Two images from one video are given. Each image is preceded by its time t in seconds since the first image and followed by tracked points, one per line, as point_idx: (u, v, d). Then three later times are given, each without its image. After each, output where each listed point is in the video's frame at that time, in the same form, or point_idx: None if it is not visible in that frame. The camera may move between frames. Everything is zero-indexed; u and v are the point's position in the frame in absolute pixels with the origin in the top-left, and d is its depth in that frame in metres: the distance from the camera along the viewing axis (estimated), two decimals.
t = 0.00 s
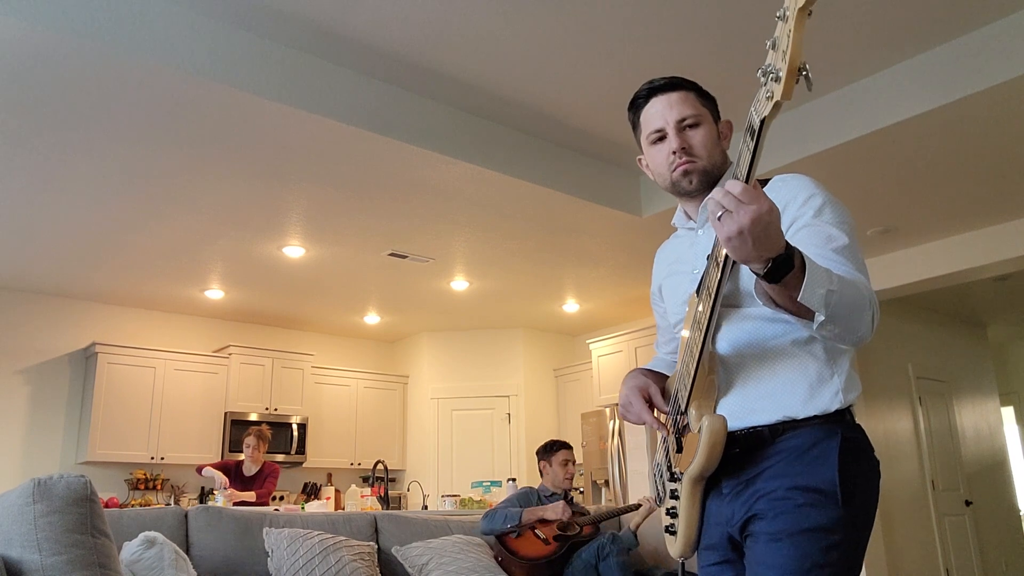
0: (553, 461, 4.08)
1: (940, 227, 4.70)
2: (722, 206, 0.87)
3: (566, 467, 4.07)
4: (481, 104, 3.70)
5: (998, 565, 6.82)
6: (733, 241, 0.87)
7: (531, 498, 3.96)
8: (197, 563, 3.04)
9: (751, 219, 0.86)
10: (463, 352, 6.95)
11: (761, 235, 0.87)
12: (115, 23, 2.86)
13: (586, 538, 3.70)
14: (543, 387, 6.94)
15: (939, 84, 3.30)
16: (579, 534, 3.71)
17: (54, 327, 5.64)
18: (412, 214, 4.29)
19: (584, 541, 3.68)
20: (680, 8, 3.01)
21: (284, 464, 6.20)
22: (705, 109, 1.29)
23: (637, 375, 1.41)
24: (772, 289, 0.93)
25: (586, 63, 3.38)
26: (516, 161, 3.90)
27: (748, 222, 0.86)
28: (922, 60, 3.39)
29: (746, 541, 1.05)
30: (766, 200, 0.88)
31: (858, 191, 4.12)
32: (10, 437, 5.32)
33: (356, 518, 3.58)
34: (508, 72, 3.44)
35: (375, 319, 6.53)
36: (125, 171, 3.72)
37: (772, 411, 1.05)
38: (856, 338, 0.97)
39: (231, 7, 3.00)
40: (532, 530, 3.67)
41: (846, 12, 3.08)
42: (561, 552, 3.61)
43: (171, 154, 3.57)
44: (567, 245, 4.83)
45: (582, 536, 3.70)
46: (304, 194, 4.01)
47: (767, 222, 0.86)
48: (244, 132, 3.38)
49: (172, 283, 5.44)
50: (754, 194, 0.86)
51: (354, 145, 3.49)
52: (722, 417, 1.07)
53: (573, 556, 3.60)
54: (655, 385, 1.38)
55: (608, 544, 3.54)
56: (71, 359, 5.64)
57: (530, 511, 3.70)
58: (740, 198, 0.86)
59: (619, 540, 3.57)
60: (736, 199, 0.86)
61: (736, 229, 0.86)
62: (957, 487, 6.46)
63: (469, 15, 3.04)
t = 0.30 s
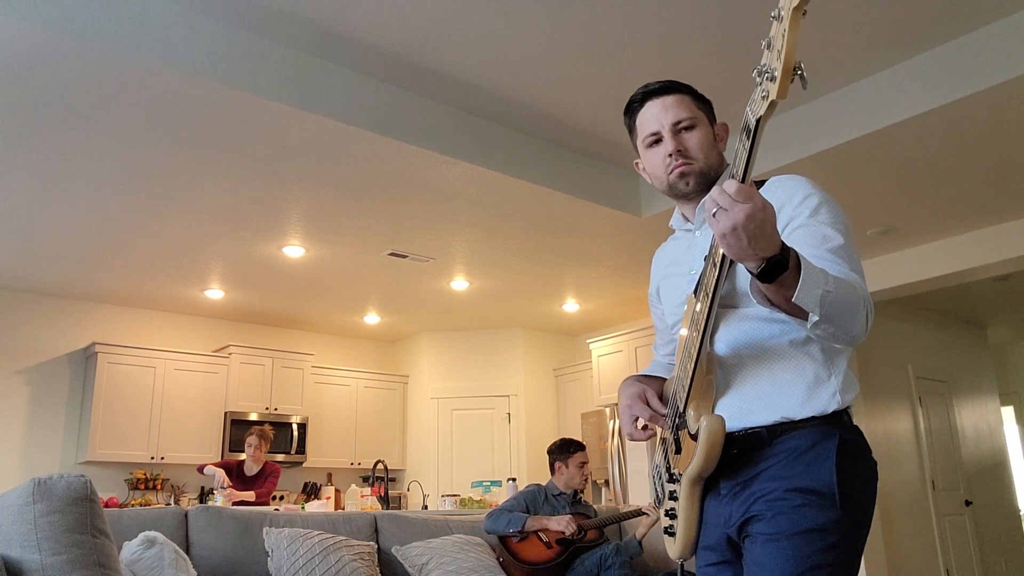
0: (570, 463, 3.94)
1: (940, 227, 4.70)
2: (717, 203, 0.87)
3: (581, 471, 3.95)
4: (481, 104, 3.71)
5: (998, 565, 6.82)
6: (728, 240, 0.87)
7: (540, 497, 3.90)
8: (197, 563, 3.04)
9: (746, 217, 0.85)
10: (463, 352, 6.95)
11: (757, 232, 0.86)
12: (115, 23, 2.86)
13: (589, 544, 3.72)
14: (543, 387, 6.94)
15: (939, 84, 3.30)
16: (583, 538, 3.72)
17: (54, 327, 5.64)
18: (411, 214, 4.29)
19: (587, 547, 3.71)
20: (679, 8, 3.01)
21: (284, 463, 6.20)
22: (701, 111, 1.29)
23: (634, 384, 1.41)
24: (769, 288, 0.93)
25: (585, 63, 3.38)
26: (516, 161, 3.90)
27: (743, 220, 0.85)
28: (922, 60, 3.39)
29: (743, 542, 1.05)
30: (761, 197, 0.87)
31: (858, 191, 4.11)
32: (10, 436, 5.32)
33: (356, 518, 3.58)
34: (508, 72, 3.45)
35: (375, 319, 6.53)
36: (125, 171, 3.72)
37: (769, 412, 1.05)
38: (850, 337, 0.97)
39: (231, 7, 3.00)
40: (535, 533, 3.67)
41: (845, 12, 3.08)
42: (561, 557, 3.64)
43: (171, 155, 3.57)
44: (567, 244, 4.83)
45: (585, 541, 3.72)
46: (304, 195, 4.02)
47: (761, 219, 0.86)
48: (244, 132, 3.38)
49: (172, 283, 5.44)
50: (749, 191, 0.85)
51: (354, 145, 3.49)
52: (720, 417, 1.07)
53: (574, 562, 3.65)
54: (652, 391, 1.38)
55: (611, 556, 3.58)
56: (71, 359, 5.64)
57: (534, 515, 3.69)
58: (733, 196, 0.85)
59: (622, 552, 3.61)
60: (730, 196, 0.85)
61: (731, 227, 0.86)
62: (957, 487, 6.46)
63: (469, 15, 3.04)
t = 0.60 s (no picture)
0: (575, 463, 3.91)
1: (940, 227, 4.70)
2: (728, 168, 0.86)
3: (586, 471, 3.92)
4: (481, 104, 3.70)
5: (998, 565, 6.82)
6: (737, 205, 0.87)
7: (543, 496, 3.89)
8: (197, 563, 3.04)
9: (757, 181, 0.85)
10: (463, 352, 6.95)
11: (768, 197, 0.86)
12: (115, 24, 2.86)
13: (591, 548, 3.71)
14: (543, 387, 6.94)
15: (939, 84, 3.30)
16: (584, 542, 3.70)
17: (54, 327, 5.64)
18: (411, 214, 4.29)
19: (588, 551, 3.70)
20: (678, 7, 3.01)
21: (284, 463, 6.20)
22: (698, 109, 1.29)
23: (631, 381, 1.41)
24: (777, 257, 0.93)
25: (585, 63, 3.38)
26: (516, 161, 3.90)
27: (753, 184, 0.85)
28: (923, 60, 3.38)
29: (742, 538, 1.05)
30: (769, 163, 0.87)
31: (858, 191, 4.11)
32: (10, 436, 5.32)
33: (356, 518, 3.58)
34: (507, 72, 3.45)
35: (375, 319, 6.53)
36: (125, 171, 3.72)
37: (766, 408, 1.05)
38: (854, 311, 0.98)
39: (231, 7, 3.00)
40: (536, 535, 3.66)
41: (845, 12, 3.08)
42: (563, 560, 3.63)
43: (171, 155, 3.57)
44: (567, 244, 4.83)
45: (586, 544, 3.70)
46: (304, 195, 4.02)
47: (772, 183, 0.86)
48: (244, 132, 3.38)
49: (172, 283, 5.44)
50: (759, 155, 0.86)
51: (354, 145, 3.49)
52: (718, 413, 1.07)
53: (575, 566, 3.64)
54: (649, 389, 1.37)
55: (611, 564, 3.57)
56: (71, 359, 5.64)
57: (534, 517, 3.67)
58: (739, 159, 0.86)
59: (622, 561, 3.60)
60: (740, 161, 0.85)
61: (740, 190, 0.86)
62: (956, 487, 6.46)
63: (468, 15, 3.04)
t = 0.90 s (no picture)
0: (575, 459, 3.92)
1: (940, 227, 4.70)
2: (721, 170, 0.86)
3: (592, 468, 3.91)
4: (481, 104, 3.70)
5: (998, 565, 6.82)
6: (728, 207, 0.87)
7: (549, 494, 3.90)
8: (197, 563, 3.04)
9: (749, 184, 0.85)
10: (464, 352, 6.95)
11: (757, 201, 0.86)
12: (115, 23, 2.86)
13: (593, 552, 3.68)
14: (543, 387, 6.94)
15: (939, 84, 3.30)
16: (588, 544, 3.69)
17: (54, 327, 5.64)
18: (411, 214, 4.29)
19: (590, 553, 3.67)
20: (678, 8, 3.01)
21: (284, 464, 6.20)
22: (695, 108, 1.29)
23: (631, 381, 1.41)
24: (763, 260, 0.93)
25: (584, 63, 3.38)
26: (516, 161, 3.90)
27: (744, 188, 0.85)
28: (923, 60, 3.38)
29: (744, 538, 1.05)
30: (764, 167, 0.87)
31: (858, 191, 4.11)
32: (10, 437, 5.31)
33: (356, 518, 3.58)
34: (507, 73, 3.45)
35: (375, 319, 6.53)
36: (125, 171, 3.72)
37: (766, 407, 1.05)
38: (840, 320, 0.97)
39: (231, 7, 3.00)
40: (541, 533, 3.67)
41: (846, 12, 3.08)
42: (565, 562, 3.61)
43: (171, 155, 3.57)
44: (566, 245, 4.83)
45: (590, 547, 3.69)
46: (304, 195, 4.02)
47: (763, 188, 0.85)
48: (244, 132, 3.38)
49: (172, 283, 5.44)
50: (752, 159, 0.85)
51: (354, 145, 3.49)
52: (719, 412, 1.07)
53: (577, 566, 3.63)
54: (649, 389, 1.37)
55: (612, 569, 3.57)
56: (71, 359, 5.64)
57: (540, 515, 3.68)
58: (736, 163, 0.85)
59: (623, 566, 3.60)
60: (734, 163, 0.85)
61: (733, 195, 0.85)
62: (956, 487, 6.46)
63: (468, 15, 3.04)
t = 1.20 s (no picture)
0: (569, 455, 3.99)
1: (940, 227, 4.70)
2: (714, 177, 0.86)
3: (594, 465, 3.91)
4: (481, 104, 3.70)
5: (998, 566, 6.82)
6: (722, 214, 0.87)
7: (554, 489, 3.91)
8: (197, 563, 3.04)
9: (742, 191, 0.85)
10: (464, 352, 6.95)
11: (751, 207, 0.86)
12: (115, 23, 2.86)
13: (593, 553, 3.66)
14: (543, 387, 6.94)
15: (939, 85, 3.30)
16: (588, 544, 3.67)
17: (54, 326, 5.64)
18: (411, 214, 4.29)
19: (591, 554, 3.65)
20: (678, 8, 3.01)
21: (284, 464, 6.20)
22: (690, 111, 1.29)
23: (631, 385, 1.40)
24: (757, 265, 0.93)
25: (584, 64, 3.38)
26: (516, 161, 3.90)
27: (737, 194, 0.85)
28: (923, 60, 3.38)
29: (745, 540, 1.05)
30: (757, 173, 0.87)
31: (858, 192, 4.11)
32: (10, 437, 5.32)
33: (356, 518, 3.58)
34: (507, 73, 3.45)
35: (375, 319, 6.53)
36: (125, 171, 3.72)
37: (766, 410, 1.05)
38: (837, 323, 0.97)
39: (231, 7, 3.00)
40: (541, 529, 3.68)
41: (845, 12, 3.08)
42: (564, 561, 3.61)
43: (170, 155, 3.57)
44: (566, 245, 4.82)
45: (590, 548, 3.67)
46: (304, 195, 4.02)
47: (756, 194, 0.86)
48: (243, 132, 3.38)
49: (172, 283, 5.44)
50: (745, 165, 0.85)
51: (354, 146, 3.49)
52: (718, 415, 1.07)
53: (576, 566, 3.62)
54: (649, 392, 1.37)
55: (612, 570, 3.57)
56: (71, 359, 5.64)
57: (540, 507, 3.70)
58: (729, 170, 0.85)
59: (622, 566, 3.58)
60: (727, 170, 0.85)
61: (726, 201, 0.86)
62: (957, 487, 6.46)
63: (468, 15, 3.04)
